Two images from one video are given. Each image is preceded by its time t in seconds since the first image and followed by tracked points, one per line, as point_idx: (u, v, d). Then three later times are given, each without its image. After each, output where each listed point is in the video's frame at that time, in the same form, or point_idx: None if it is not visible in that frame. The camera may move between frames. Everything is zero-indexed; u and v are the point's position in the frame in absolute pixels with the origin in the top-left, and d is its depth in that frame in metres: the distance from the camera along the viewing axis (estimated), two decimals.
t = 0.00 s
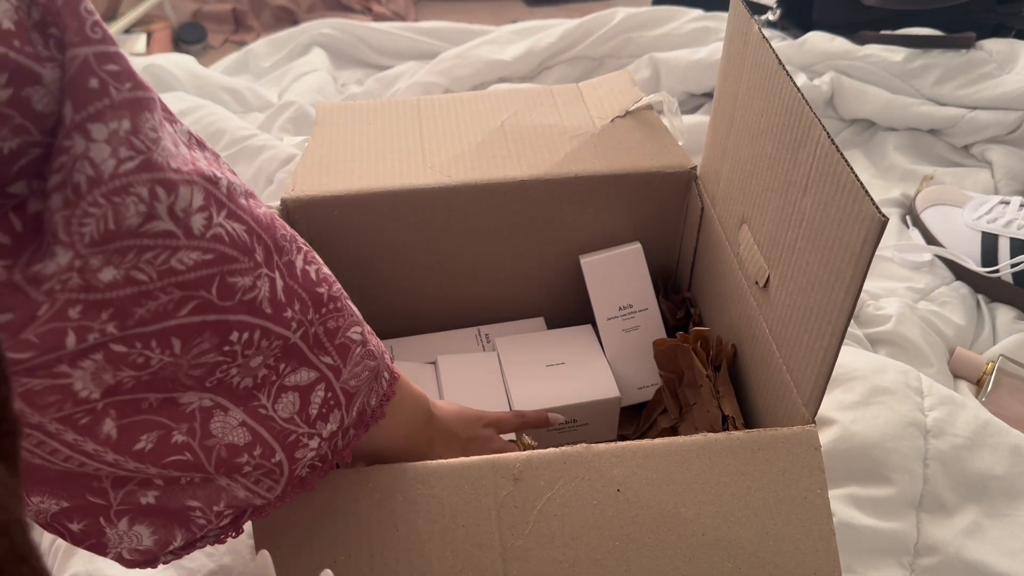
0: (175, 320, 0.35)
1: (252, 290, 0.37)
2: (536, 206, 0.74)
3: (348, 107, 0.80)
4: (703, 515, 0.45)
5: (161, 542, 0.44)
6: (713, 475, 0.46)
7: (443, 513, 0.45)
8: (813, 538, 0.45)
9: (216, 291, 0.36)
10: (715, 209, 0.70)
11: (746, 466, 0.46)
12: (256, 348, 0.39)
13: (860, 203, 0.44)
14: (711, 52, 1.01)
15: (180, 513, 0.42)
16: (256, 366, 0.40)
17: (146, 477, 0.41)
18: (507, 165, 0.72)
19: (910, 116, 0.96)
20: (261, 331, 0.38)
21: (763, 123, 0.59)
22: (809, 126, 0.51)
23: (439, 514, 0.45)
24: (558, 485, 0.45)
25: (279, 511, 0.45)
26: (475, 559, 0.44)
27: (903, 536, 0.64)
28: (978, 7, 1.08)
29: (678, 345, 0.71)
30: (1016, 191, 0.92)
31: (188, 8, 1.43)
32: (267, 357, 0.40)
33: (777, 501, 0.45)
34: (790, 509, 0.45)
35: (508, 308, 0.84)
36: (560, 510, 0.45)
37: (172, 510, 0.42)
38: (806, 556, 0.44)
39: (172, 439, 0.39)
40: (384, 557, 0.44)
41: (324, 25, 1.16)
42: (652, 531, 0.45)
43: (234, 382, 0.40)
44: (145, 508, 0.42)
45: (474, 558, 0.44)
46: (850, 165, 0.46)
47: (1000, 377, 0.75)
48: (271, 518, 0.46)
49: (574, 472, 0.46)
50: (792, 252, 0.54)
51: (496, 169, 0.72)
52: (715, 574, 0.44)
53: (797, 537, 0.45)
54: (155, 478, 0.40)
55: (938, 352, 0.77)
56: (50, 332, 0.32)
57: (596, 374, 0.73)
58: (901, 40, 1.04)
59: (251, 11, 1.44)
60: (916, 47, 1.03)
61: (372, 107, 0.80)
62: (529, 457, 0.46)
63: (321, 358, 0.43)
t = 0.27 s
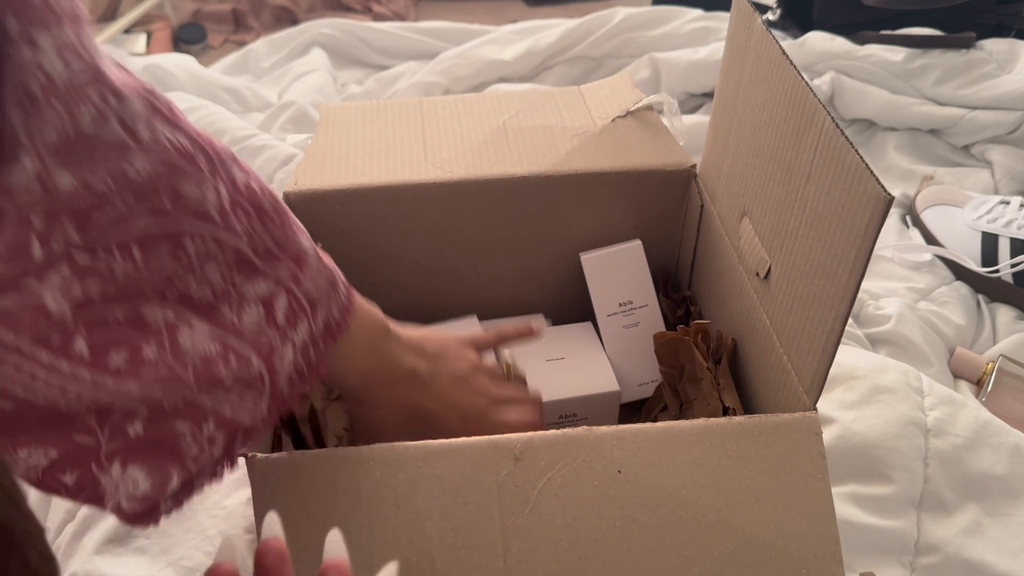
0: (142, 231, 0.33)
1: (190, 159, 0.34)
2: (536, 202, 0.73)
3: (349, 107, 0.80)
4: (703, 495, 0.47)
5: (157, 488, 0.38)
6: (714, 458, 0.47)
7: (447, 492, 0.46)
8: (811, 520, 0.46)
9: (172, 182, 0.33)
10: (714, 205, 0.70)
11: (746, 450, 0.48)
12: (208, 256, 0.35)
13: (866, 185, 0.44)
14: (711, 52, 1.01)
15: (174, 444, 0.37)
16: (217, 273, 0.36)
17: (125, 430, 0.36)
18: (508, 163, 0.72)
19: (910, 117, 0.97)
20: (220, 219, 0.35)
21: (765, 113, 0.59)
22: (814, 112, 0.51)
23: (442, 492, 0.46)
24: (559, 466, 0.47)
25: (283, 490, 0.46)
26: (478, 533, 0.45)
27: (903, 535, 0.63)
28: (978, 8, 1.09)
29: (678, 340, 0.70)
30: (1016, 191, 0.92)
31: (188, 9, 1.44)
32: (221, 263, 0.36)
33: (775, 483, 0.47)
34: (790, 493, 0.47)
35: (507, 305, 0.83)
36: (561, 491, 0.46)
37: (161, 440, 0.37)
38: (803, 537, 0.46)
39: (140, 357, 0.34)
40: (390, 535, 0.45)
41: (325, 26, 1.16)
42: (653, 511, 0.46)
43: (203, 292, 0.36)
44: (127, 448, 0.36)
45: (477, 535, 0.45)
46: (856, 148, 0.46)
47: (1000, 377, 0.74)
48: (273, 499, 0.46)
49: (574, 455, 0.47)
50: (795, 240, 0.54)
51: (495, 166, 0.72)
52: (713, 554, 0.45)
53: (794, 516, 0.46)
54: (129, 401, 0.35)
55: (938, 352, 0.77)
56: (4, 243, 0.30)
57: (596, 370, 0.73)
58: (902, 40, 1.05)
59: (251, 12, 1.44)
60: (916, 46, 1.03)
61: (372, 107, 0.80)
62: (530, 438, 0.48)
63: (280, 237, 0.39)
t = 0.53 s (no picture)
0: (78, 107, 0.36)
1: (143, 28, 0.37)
2: (537, 202, 0.73)
3: (350, 108, 0.80)
4: (704, 496, 0.47)
5: (97, 252, 0.39)
6: (714, 459, 0.47)
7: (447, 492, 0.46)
8: (812, 521, 0.46)
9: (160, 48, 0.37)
10: (714, 205, 0.70)
11: (747, 451, 0.48)
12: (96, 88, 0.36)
13: (863, 187, 0.44)
14: (711, 53, 1.01)
15: (83, 216, 0.38)
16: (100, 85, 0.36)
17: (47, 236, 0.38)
18: (508, 161, 0.72)
19: (909, 117, 0.97)
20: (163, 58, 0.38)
21: (764, 114, 0.59)
22: (811, 113, 0.51)
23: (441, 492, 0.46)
24: (560, 467, 0.47)
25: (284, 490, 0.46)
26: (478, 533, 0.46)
27: (903, 535, 0.63)
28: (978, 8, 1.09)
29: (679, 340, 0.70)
30: (1016, 191, 0.92)
31: (189, 9, 1.44)
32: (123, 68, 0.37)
33: (776, 484, 0.47)
34: (790, 494, 0.47)
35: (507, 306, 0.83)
36: (561, 490, 0.47)
37: (72, 225, 0.38)
38: (803, 537, 0.46)
39: (58, 138, 0.36)
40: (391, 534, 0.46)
41: (325, 26, 1.15)
42: (654, 511, 0.46)
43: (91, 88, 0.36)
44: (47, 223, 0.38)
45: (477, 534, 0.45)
46: (852, 149, 0.46)
47: (1000, 376, 0.74)
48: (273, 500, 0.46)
49: (574, 454, 0.47)
50: (793, 241, 0.54)
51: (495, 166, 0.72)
52: (713, 553, 0.46)
53: (795, 517, 0.46)
54: (24, 185, 0.37)
55: (938, 352, 0.77)
56: (1, 95, 0.35)
57: (596, 369, 0.72)
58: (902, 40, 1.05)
59: (251, 12, 1.44)
60: (916, 47, 1.04)
61: (374, 105, 0.80)
62: (530, 438, 0.48)
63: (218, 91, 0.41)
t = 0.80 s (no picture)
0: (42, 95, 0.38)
1: None
2: (537, 202, 0.73)
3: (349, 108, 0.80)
4: (704, 496, 0.47)
5: None
6: (714, 459, 0.47)
7: (445, 493, 0.46)
8: (811, 520, 0.46)
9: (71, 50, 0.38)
10: (715, 205, 0.70)
11: (747, 451, 0.48)
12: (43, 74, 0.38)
13: (862, 186, 0.44)
14: (711, 53, 1.01)
15: None
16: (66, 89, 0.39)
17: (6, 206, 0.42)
18: (508, 161, 0.72)
19: (910, 117, 0.97)
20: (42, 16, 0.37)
21: (763, 114, 0.59)
22: (811, 112, 0.51)
23: (440, 492, 0.46)
24: (560, 467, 0.47)
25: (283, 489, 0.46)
26: (477, 533, 0.46)
27: (904, 535, 0.63)
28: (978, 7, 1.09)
29: (678, 340, 0.70)
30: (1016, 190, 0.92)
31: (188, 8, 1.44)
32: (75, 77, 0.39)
33: (777, 484, 0.47)
34: (790, 493, 0.47)
35: (508, 306, 0.83)
36: (561, 491, 0.46)
37: None
38: (803, 536, 0.46)
39: None
40: (391, 534, 0.46)
41: (324, 26, 1.15)
42: (654, 512, 0.46)
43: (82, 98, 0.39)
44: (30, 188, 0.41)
45: (476, 534, 0.46)
46: (851, 148, 0.46)
47: (1001, 377, 0.74)
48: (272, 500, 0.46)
49: (574, 455, 0.47)
50: (793, 241, 0.54)
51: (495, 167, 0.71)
52: (712, 552, 0.45)
53: (795, 517, 0.46)
54: None
55: (938, 351, 0.76)
56: None
57: (596, 369, 0.73)
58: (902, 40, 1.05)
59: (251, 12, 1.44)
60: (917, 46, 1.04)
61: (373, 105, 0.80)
62: (530, 439, 0.47)
63: (97, 42, 0.37)
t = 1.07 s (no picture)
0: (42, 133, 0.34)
1: None
2: (537, 202, 0.73)
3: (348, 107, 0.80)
4: (705, 497, 0.46)
5: None
6: (715, 460, 0.47)
7: (444, 493, 0.46)
8: (813, 521, 0.46)
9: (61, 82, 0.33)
10: (716, 205, 0.70)
11: (748, 452, 0.47)
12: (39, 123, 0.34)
13: (865, 185, 0.44)
14: (711, 52, 1.00)
15: None
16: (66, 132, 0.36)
17: None
18: (509, 161, 0.72)
19: (912, 116, 0.96)
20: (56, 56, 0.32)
21: (765, 113, 0.59)
22: (813, 111, 0.50)
23: (439, 493, 0.46)
24: (560, 468, 0.46)
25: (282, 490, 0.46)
26: (477, 534, 0.45)
27: (905, 536, 0.62)
28: (980, 7, 1.10)
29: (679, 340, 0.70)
30: (1018, 190, 0.92)
31: (187, 7, 1.44)
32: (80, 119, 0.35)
33: (778, 485, 0.47)
34: (791, 494, 0.47)
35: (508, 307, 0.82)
36: (561, 492, 0.46)
37: None
38: (805, 537, 0.46)
39: None
40: (390, 535, 0.45)
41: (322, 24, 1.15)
42: (655, 513, 0.46)
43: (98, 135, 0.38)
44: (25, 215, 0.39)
45: (476, 536, 0.45)
46: (854, 148, 0.45)
47: (1003, 377, 0.74)
48: (272, 501, 0.46)
49: (575, 455, 0.47)
50: (795, 240, 0.54)
51: (495, 166, 0.71)
52: (713, 553, 0.45)
53: (797, 518, 0.46)
54: None
55: (940, 352, 0.76)
56: None
57: (595, 370, 0.72)
58: (902, 39, 1.05)
59: (250, 10, 1.43)
60: (917, 45, 1.04)
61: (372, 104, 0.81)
62: (530, 439, 0.47)
63: (42, 107, 0.31)
